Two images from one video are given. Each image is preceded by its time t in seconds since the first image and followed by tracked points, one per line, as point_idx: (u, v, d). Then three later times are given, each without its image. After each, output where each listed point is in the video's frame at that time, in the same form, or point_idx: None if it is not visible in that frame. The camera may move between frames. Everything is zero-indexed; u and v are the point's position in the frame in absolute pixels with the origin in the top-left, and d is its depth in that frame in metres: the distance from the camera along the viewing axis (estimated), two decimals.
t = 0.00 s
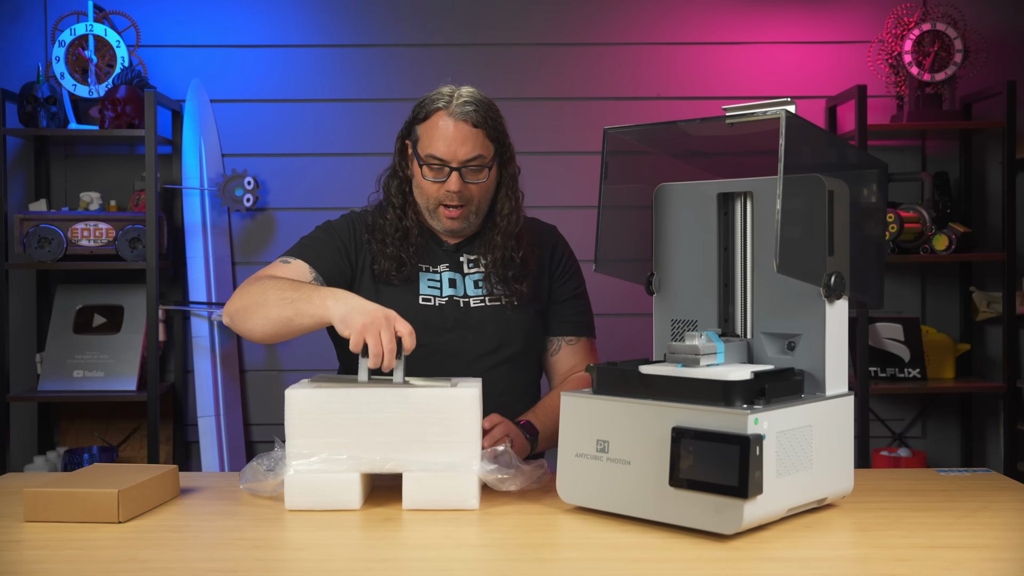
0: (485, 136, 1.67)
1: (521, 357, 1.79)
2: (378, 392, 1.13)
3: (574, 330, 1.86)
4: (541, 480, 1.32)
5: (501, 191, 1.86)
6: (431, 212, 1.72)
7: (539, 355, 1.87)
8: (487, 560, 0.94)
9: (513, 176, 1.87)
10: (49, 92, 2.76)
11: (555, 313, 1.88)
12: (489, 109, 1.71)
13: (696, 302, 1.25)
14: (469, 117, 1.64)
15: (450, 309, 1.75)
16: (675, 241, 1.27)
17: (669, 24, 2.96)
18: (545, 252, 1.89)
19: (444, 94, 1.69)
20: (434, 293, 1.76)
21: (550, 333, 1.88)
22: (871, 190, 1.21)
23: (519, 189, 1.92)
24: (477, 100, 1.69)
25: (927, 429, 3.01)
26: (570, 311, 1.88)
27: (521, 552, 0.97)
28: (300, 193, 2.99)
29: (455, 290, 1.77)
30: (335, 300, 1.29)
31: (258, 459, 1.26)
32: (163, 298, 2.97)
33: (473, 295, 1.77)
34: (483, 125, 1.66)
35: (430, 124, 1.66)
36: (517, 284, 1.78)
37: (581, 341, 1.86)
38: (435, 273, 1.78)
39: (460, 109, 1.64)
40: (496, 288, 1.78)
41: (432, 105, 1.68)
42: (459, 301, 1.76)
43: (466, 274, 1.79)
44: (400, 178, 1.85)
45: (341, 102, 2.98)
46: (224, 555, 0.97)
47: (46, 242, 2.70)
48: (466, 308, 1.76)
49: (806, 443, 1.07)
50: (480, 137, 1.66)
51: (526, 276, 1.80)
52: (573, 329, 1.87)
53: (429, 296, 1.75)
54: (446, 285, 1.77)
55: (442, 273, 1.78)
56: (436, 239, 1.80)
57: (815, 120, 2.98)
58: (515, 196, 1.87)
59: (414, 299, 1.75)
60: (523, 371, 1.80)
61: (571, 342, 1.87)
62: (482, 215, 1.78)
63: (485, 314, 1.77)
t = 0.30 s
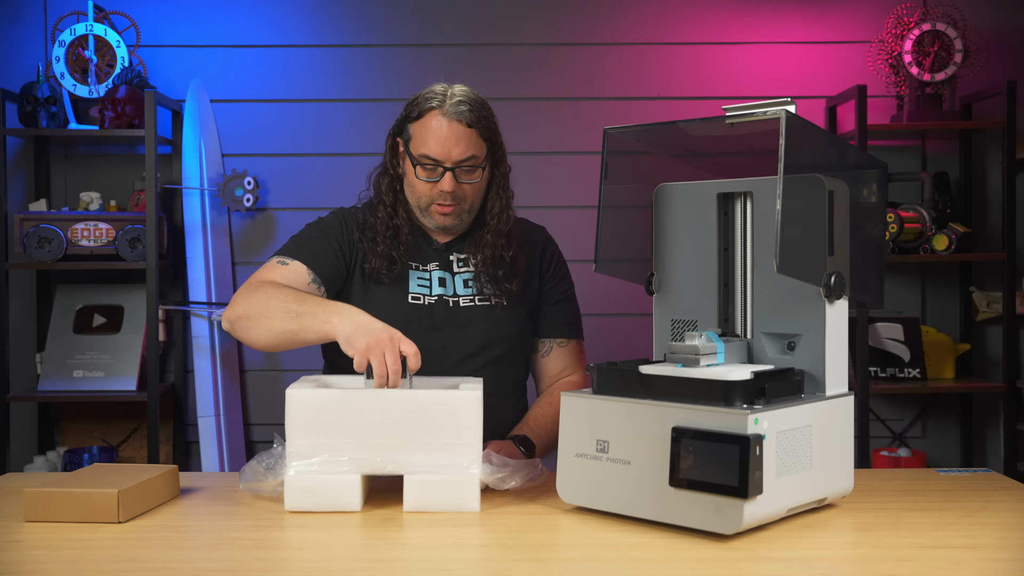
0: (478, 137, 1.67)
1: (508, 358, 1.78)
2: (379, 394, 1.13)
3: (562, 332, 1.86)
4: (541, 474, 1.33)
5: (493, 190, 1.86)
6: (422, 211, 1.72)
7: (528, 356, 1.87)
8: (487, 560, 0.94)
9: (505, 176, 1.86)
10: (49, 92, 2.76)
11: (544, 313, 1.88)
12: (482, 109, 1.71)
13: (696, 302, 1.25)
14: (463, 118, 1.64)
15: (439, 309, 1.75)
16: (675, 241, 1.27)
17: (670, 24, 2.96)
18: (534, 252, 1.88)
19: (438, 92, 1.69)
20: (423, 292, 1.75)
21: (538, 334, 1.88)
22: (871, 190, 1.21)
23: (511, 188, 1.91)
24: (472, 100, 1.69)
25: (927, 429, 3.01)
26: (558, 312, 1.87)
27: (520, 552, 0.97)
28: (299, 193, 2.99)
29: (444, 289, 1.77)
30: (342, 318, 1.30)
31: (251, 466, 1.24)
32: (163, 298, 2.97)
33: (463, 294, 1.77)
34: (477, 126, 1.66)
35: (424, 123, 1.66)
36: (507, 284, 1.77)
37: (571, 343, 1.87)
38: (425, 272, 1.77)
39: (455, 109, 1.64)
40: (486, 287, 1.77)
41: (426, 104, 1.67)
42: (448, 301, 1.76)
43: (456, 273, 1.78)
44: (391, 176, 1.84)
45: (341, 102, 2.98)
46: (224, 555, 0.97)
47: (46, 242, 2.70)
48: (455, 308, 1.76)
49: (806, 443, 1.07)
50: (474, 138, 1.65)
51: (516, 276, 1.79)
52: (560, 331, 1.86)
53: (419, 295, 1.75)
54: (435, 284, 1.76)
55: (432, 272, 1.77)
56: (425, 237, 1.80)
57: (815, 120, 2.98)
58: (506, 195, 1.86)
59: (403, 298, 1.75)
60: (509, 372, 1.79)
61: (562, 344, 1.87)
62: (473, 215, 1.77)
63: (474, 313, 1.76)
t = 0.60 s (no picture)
0: (486, 143, 1.68)
1: (503, 358, 1.79)
2: (376, 394, 1.12)
3: (556, 333, 1.87)
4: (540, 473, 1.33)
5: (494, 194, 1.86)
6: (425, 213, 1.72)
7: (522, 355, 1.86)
8: (487, 560, 0.94)
9: (506, 181, 1.87)
10: (49, 92, 2.76)
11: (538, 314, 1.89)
12: (491, 115, 1.73)
13: (696, 302, 1.25)
14: (473, 123, 1.65)
15: (436, 308, 1.74)
16: (675, 241, 1.27)
17: (670, 24, 2.96)
18: (530, 254, 1.89)
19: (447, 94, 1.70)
20: (420, 290, 1.74)
21: (532, 335, 1.88)
22: (870, 190, 1.21)
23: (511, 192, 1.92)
24: (481, 106, 1.70)
25: (927, 429, 3.01)
26: (551, 313, 1.88)
27: (520, 552, 0.97)
28: (299, 193, 2.99)
29: (441, 289, 1.76)
30: (337, 354, 1.32)
31: (247, 470, 1.24)
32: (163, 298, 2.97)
33: (459, 294, 1.77)
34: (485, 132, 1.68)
35: (433, 126, 1.66)
36: (504, 284, 1.78)
37: (563, 344, 1.87)
38: (422, 271, 1.76)
39: (465, 114, 1.65)
40: (483, 287, 1.77)
41: (436, 106, 1.68)
42: (445, 300, 1.75)
43: (453, 273, 1.78)
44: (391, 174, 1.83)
45: (341, 102, 2.98)
46: (224, 555, 0.97)
47: (46, 242, 2.70)
48: (452, 307, 1.75)
49: (806, 443, 1.07)
50: (481, 144, 1.67)
51: (513, 277, 1.80)
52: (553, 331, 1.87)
53: (416, 293, 1.74)
54: (433, 283, 1.76)
55: (429, 271, 1.77)
56: (424, 237, 1.79)
57: (815, 120, 2.98)
58: (507, 200, 1.87)
59: (400, 296, 1.73)
60: (504, 373, 1.79)
61: (555, 345, 1.87)
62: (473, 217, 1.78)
63: (470, 312, 1.76)
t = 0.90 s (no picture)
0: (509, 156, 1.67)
1: (503, 361, 1.79)
2: (377, 394, 1.12)
3: (556, 337, 1.87)
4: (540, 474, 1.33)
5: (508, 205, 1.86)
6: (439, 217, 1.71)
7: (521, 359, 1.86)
8: (488, 560, 0.94)
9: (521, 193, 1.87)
10: (49, 92, 2.76)
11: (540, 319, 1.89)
12: (516, 129, 1.72)
13: (696, 302, 1.25)
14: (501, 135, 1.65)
15: (438, 310, 1.74)
16: (675, 241, 1.27)
17: (670, 24, 2.96)
18: (535, 261, 1.89)
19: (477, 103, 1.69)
20: (423, 292, 1.74)
21: (531, 338, 1.88)
22: (870, 190, 1.21)
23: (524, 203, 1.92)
24: (509, 118, 1.69)
25: (927, 429, 3.01)
26: (552, 318, 1.88)
27: (520, 552, 0.97)
28: (299, 193, 2.99)
29: (444, 291, 1.76)
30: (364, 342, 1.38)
31: (247, 469, 1.24)
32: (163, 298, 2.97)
33: (462, 296, 1.76)
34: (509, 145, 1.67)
35: (460, 132, 1.65)
36: (508, 289, 1.78)
37: (562, 348, 1.86)
38: (425, 273, 1.76)
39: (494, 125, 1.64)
40: (486, 290, 1.77)
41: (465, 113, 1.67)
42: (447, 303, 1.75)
43: (456, 276, 1.78)
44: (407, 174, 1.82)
45: (341, 102, 2.98)
46: (225, 555, 0.97)
47: (46, 242, 2.70)
48: (454, 309, 1.75)
49: (806, 443, 1.07)
50: (506, 156, 1.66)
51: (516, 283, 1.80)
52: (553, 335, 1.87)
53: (418, 295, 1.74)
54: (436, 285, 1.75)
55: (433, 273, 1.76)
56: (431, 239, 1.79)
57: (815, 120, 2.98)
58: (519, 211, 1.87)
59: (402, 297, 1.73)
60: (504, 375, 1.79)
61: (553, 349, 1.86)
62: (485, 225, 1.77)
63: (471, 314, 1.76)
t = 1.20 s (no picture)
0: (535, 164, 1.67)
1: (513, 361, 1.79)
2: (370, 386, 1.08)
3: (565, 338, 1.86)
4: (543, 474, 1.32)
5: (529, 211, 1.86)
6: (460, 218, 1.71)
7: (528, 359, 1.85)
8: (488, 560, 0.94)
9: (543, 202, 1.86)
10: (49, 92, 2.76)
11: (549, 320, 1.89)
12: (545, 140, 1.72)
13: (696, 302, 1.25)
14: (530, 143, 1.64)
15: (451, 310, 1.74)
16: (675, 241, 1.27)
17: (670, 24, 2.96)
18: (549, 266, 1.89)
19: (509, 110, 1.68)
20: (437, 292, 1.74)
21: (539, 338, 1.88)
22: (870, 190, 1.21)
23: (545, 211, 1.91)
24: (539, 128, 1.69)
25: (927, 429, 3.01)
26: (562, 320, 1.88)
27: (520, 552, 0.97)
28: (300, 194, 2.99)
29: (457, 292, 1.76)
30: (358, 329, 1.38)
31: (254, 465, 1.24)
32: (163, 298, 2.97)
33: (475, 297, 1.76)
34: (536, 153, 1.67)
35: (491, 137, 1.64)
36: (522, 294, 1.77)
37: (568, 349, 1.86)
38: (440, 273, 1.76)
39: (524, 134, 1.64)
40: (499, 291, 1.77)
41: (497, 119, 1.66)
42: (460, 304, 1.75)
43: (469, 276, 1.77)
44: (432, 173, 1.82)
45: (341, 102, 2.98)
46: (224, 555, 0.97)
47: (46, 242, 2.70)
48: (466, 310, 1.75)
49: (806, 443, 1.07)
50: (532, 164, 1.66)
51: (530, 286, 1.79)
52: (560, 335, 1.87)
53: (431, 294, 1.74)
54: (450, 285, 1.75)
55: (447, 274, 1.76)
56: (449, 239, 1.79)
57: (815, 120, 2.98)
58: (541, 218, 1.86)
59: (416, 296, 1.74)
60: (513, 375, 1.79)
61: (559, 349, 1.86)
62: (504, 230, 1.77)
63: (481, 315, 1.76)
